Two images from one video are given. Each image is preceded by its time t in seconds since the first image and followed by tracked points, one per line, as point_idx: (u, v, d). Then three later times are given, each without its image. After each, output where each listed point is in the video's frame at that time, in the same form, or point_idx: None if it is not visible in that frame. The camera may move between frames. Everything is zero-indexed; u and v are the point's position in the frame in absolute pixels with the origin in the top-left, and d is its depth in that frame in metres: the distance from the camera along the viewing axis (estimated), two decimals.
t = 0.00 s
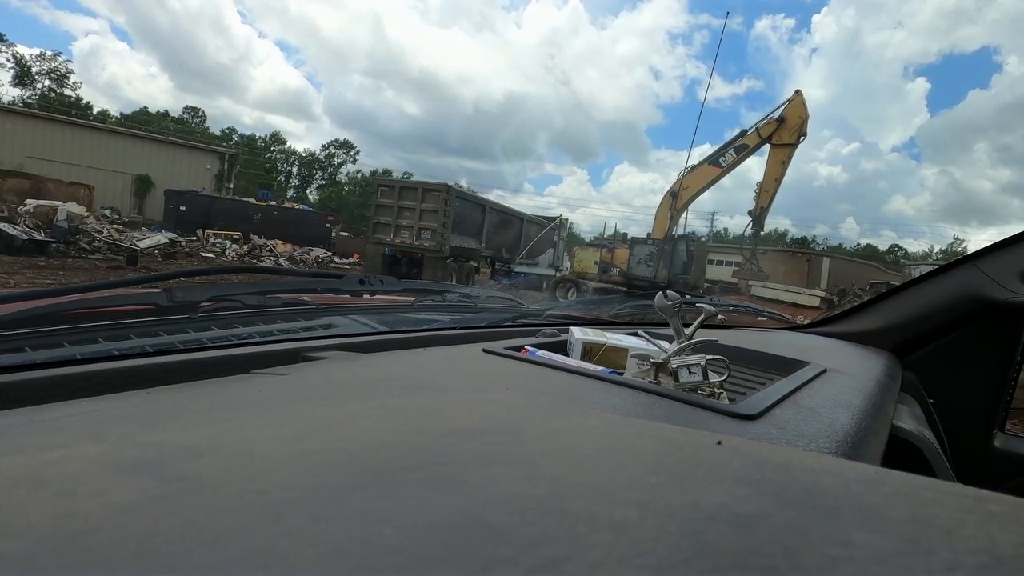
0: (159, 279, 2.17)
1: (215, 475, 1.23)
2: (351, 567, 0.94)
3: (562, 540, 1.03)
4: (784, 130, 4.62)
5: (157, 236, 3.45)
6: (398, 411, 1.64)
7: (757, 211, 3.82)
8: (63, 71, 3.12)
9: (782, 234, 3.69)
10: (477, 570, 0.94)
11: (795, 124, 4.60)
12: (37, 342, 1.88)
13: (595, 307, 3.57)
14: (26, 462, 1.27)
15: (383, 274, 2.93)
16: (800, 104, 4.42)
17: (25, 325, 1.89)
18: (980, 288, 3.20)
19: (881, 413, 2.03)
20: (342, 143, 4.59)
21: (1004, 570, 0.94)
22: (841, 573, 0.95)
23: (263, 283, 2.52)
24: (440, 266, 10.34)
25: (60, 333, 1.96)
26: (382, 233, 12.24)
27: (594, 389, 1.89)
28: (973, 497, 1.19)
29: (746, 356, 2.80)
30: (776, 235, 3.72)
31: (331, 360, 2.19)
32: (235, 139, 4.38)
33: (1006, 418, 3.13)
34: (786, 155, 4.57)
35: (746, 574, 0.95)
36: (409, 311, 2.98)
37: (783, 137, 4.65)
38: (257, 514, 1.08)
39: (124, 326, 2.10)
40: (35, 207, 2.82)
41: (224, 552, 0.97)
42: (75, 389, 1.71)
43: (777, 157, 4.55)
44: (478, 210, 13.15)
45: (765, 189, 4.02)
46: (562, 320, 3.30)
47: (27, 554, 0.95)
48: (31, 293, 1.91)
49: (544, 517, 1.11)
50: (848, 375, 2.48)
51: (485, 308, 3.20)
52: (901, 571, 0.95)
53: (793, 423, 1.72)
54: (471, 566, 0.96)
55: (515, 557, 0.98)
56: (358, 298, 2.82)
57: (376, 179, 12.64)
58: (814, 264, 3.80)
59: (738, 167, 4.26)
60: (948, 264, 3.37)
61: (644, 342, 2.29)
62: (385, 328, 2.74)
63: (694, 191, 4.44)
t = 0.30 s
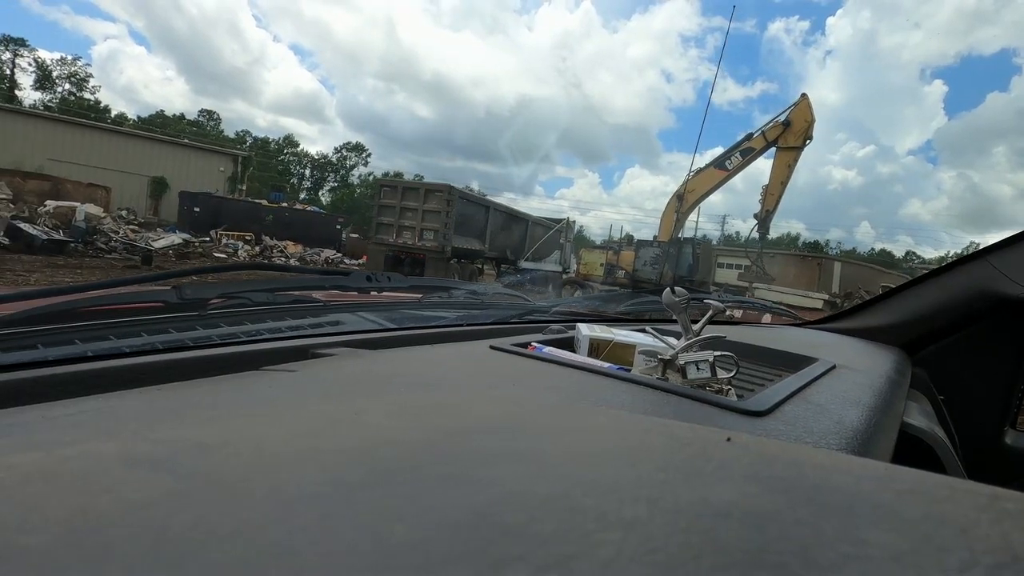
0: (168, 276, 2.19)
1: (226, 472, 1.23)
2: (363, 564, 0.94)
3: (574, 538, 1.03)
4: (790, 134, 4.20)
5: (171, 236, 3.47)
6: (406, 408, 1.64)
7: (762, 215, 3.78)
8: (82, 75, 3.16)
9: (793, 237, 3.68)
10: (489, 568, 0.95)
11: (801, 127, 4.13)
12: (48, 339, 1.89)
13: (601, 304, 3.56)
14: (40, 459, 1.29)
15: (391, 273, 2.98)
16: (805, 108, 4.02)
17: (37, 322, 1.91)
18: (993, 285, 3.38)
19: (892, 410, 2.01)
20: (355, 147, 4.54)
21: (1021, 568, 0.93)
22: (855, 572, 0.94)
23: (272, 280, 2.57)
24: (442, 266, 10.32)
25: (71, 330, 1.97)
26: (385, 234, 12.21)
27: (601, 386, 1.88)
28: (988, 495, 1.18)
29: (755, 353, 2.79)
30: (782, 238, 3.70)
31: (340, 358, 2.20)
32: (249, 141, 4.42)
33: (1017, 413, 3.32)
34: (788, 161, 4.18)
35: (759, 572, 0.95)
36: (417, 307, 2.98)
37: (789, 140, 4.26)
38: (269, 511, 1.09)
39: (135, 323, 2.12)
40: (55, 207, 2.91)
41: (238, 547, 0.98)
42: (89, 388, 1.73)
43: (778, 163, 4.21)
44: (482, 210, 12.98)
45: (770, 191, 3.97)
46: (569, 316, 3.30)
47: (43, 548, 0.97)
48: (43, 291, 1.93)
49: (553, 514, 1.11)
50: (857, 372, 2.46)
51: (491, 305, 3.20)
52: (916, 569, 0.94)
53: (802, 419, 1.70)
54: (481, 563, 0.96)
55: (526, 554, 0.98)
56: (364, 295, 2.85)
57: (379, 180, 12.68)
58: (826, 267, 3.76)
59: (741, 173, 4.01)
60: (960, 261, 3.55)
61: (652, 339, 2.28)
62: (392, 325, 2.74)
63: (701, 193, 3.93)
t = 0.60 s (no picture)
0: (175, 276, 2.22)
1: (234, 470, 1.24)
2: (372, 561, 0.95)
3: (582, 537, 1.03)
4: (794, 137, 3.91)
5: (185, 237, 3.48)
6: (411, 406, 1.65)
7: (767, 217, 3.75)
8: (100, 79, 3.21)
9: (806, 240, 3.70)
10: (496, 567, 0.95)
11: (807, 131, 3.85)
12: (58, 338, 1.92)
13: (607, 304, 3.55)
14: (51, 456, 1.30)
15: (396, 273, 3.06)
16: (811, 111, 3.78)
17: (47, 321, 1.94)
18: (1001, 286, 3.42)
19: (901, 412, 2.00)
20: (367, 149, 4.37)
21: None
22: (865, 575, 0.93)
23: (279, 281, 2.65)
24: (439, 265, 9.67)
25: (80, 329, 1.99)
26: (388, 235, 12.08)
27: (607, 386, 1.88)
28: (1000, 498, 1.16)
29: (763, 354, 2.77)
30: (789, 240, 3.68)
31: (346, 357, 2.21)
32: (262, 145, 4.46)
33: None
34: (793, 165, 3.89)
35: (768, 572, 0.94)
36: (423, 308, 2.99)
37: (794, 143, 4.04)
38: (277, 509, 1.09)
39: (144, 322, 2.14)
40: (73, 208, 3.00)
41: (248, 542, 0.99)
42: (101, 386, 1.75)
43: (782, 167, 3.93)
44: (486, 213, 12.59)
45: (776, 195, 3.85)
46: (574, 316, 3.30)
47: (56, 544, 0.98)
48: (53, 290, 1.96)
49: (560, 514, 1.11)
50: (866, 373, 2.43)
51: (497, 305, 3.21)
52: (930, 569, 0.93)
53: (809, 421, 1.69)
54: (489, 562, 0.96)
55: (532, 554, 0.98)
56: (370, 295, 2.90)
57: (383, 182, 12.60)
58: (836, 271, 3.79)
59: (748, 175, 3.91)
60: (969, 262, 3.58)
61: (658, 339, 2.27)
62: (398, 325, 2.70)
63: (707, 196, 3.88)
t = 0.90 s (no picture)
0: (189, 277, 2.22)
1: (250, 470, 1.24)
2: (388, 562, 0.95)
3: (598, 540, 1.03)
4: (802, 137, 3.95)
5: (201, 237, 3.67)
6: (422, 407, 1.66)
7: (774, 219, 3.70)
8: (122, 83, 3.25)
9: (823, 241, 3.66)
10: (513, 569, 0.95)
11: (816, 131, 3.86)
12: (72, 338, 1.95)
13: (615, 305, 3.54)
14: (70, 455, 1.32)
15: (406, 273, 2.99)
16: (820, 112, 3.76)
17: (62, 321, 1.96)
18: (1016, 289, 3.37)
19: (915, 415, 1.97)
20: (380, 151, 4.30)
21: None
22: None
23: (292, 282, 2.58)
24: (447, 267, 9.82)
25: (94, 329, 2.02)
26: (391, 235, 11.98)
27: (618, 388, 1.87)
28: (1021, 502, 1.15)
29: (774, 356, 2.75)
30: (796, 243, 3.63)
31: (358, 358, 2.23)
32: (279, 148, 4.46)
33: None
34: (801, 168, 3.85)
35: None
36: (433, 309, 3.00)
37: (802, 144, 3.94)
38: (296, 508, 1.10)
39: (156, 322, 2.17)
40: (94, 210, 3.04)
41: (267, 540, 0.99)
42: (116, 387, 1.79)
43: (791, 168, 3.91)
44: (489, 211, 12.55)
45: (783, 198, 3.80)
46: (582, 318, 3.29)
47: (78, 542, 0.98)
48: (69, 291, 1.98)
49: (576, 516, 1.11)
50: (879, 376, 2.41)
51: (505, 306, 3.21)
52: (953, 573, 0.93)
53: (822, 424, 1.67)
54: (509, 564, 0.96)
55: (551, 557, 0.98)
56: (381, 297, 2.87)
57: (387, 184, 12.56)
58: (851, 272, 3.77)
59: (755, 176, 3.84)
60: (983, 263, 3.53)
61: (668, 342, 2.26)
62: (406, 326, 2.76)
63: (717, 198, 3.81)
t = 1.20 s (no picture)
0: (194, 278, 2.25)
1: (258, 465, 1.25)
2: (398, 561, 0.95)
3: (605, 538, 1.04)
4: (808, 140, 3.74)
5: (218, 239, 3.77)
6: (424, 406, 1.67)
7: (780, 220, 3.66)
8: (141, 88, 3.32)
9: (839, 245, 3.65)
10: (522, 568, 0.95)
11: (823, 134, 3.70)
12: (81, 336, 1.99)
13: (621, 303, 3.54)
14: (81, 450, 1.33)
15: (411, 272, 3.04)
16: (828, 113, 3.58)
17: (69, 321, 1.99)
18: None
19: (922, 414, 1.96)
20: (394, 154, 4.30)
21: None
22: None
23: (297, 282, 2.61)
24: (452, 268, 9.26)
25: (101, 328, 2.06)
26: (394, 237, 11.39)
27: (622, 387, 1.87)
28: None
29: (779, 356, 2.73)
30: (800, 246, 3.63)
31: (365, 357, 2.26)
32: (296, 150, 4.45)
33: None
34: (807, 169, 3.80)
35: None
36: (436, 308, 3.02)
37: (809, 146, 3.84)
38: (303, 502, 1.11)
39: (162, 322, 2.21)
40: (114, 211, 3.21)
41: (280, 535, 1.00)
42: (127, 387, 1.80)
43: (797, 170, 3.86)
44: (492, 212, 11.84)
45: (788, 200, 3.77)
46: (587, 317, 3.30)
47: (89, 535, 0.99)
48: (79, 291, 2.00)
49: (582, 515, 1.11)
50: (886, 375, 2.39)
51: (509, 305, 3.22)
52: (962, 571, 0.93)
53: (828, 423, 1.66)
54: (516, 562, 0.97)
55: (558, 555, 0.99)
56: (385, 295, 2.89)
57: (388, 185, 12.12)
58: (866, 275, 3.77)
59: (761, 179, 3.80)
60: (996, 258, 3.47)
61: (673, 340, 2.25)
62: (412, 325, 2.75)
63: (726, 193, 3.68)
